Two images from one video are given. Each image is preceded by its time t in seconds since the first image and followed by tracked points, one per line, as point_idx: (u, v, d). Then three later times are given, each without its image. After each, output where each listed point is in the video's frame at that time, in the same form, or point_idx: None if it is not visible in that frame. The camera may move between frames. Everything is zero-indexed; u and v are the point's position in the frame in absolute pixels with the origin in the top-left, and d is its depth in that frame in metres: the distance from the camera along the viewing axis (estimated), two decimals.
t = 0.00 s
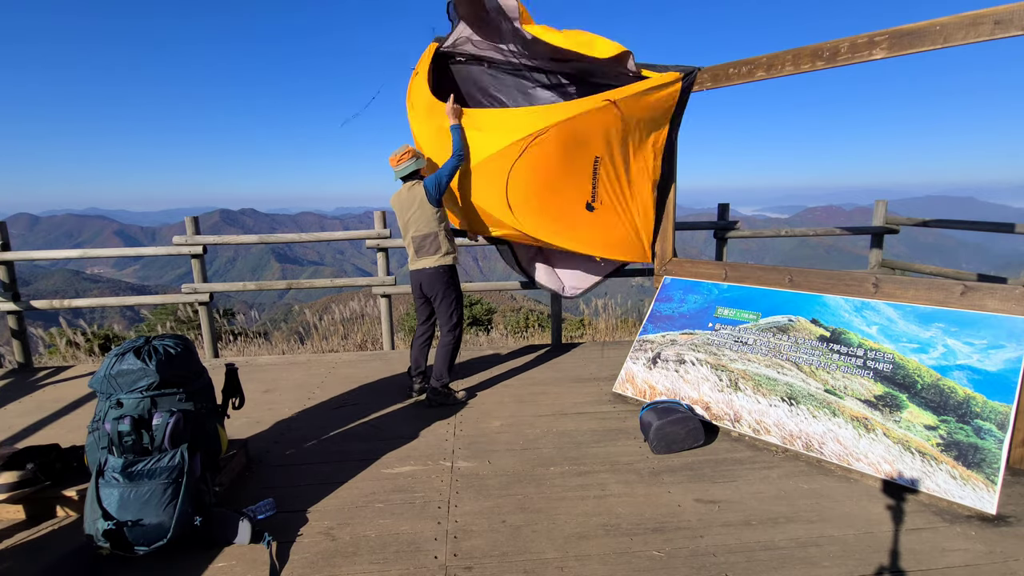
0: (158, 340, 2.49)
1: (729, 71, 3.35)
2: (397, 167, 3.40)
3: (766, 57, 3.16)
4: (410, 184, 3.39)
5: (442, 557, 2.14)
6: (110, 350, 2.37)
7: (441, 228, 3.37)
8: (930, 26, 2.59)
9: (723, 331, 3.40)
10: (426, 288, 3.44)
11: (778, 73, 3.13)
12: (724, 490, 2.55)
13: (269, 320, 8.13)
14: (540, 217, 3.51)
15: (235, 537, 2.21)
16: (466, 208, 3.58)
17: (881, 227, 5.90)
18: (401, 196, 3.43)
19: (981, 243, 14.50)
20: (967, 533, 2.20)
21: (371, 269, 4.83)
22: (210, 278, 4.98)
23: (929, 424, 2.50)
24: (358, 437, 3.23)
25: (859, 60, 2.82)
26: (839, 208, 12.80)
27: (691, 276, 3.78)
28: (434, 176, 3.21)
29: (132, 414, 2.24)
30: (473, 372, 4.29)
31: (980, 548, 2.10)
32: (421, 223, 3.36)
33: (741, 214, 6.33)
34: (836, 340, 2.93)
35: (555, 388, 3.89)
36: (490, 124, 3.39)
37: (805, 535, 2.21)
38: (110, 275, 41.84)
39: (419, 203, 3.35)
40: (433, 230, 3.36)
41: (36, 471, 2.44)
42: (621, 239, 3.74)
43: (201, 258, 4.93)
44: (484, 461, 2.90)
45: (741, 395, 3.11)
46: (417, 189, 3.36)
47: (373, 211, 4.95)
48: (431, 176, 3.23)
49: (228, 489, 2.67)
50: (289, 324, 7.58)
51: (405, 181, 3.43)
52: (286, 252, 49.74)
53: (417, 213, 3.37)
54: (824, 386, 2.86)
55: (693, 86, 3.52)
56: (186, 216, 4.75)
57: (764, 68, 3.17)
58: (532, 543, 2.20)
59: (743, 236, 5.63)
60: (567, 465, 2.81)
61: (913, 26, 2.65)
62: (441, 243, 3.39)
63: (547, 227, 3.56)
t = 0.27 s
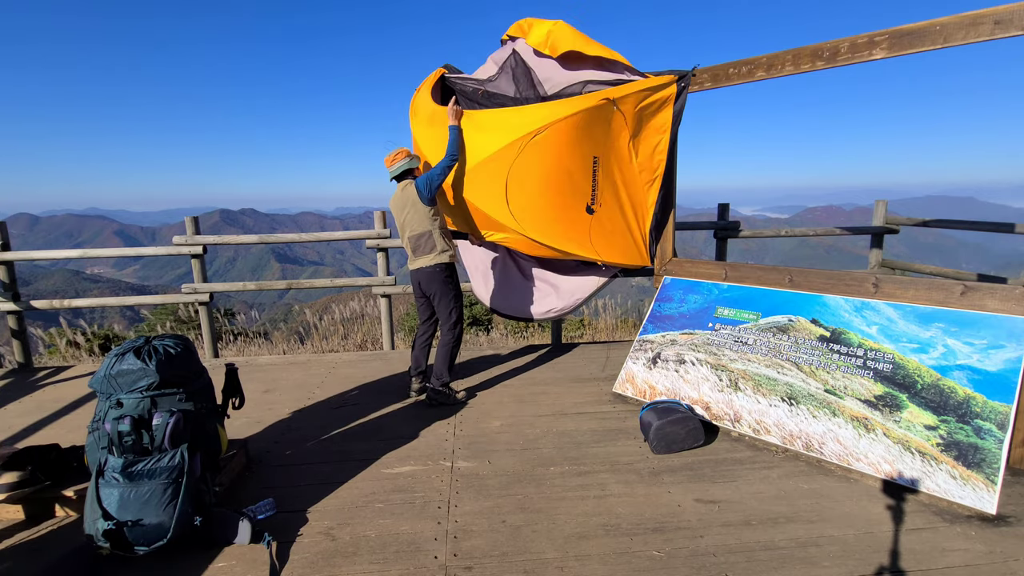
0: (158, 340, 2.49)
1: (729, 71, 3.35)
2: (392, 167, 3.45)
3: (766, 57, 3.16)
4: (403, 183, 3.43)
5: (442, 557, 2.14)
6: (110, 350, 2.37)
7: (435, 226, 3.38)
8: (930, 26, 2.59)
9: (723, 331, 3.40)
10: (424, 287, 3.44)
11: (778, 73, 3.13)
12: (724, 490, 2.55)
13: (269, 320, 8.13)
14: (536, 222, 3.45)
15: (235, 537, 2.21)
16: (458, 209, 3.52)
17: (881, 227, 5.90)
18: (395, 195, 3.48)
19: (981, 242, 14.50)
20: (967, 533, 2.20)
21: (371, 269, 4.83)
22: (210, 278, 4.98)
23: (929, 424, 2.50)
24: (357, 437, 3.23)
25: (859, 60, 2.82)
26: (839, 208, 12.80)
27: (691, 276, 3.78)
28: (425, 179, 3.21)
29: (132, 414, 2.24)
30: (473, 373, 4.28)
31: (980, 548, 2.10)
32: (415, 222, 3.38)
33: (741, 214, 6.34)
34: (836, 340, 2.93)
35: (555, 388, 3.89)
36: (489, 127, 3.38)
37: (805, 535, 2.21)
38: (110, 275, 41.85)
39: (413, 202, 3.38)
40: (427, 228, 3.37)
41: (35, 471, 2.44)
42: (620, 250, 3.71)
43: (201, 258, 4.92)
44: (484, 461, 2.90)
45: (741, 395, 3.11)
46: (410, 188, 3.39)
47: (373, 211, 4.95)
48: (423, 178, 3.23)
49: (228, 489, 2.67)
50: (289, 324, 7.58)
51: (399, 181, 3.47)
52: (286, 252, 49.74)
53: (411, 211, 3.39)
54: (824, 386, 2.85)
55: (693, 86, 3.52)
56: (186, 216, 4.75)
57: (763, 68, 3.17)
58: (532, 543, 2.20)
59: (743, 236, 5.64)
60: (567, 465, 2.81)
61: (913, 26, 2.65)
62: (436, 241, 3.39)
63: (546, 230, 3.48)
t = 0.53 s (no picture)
0: (158, 340, 2.49)
1: (729, 71, 3.35)
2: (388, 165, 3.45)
3: (766, 57, 3.16)
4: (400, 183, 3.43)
5: (442, 557, 2.14)
6: (110, 350, 2.37)
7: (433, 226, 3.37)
8: (930, 26, 2.59)
9: (723, 331, 3.39)
10: (422, 287, 3.45)
11: (777, 73, 3.13)
12: (724, 490, 2.55)
13: (269, 320, 8.13)
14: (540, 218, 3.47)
15: (235, 537, 2.21)
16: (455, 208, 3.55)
17: (881, 227, 5.90)
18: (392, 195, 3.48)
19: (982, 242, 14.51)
20: (967, 533, 2.20)
21: (371, 269, 4.83)
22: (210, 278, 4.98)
23: (929, 424, 2.50)
24: (357, 437, 3.23)
25: (859, 60, 2.82)
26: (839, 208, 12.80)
27: (691, 276, 3.78)
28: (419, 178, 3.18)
29: (132, 414, 2.24)
30: (473, 373, 4.28)
31: (980, 548, 2.10)
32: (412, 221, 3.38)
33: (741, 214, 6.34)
34: (836, 340, 2.93)
35: (555, 388, 3.89)
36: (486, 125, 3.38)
37: (805, 535, 2.21)
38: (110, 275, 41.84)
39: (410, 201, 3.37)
40: (424, 228, 3.35)
41: (35, 471, 2.44)
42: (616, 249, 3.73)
43: (201, 258, 4.92)
44: (484, 461, 2.90)
45: (741, 395, 3.11)
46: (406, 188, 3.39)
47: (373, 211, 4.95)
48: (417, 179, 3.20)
49: (228, 489, 2.67)
50: (289, 324, 7.59)
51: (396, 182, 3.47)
52: (286, 252, 49.74)
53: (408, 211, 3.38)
54: (824, 386, 2.85)
55: (693, 86, 3.52)
56: (186, 216, 4.75)
57: (763, 68, 3.17)
58: (532, 543, 2.20)
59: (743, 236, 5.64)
60: (567, 465, 2.81)
61: (913, 26, 2.65)
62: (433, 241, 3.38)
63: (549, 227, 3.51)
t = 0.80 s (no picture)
0: (158, 340, 2.49)
1: (729, 71, 3.35)
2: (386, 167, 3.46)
3: (766, 57, 3.16)
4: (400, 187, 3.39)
5: (442, 558, 2.14)
6: (110, 350, 2.37)
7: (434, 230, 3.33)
8: (930, 26, 2.59)
9: (723, 331, 3.39)
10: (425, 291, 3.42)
11: (777, 73, 3.13)
12: (724, 490, 2.55)
13: (269, 320, 8.13)
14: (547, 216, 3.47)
15: (235, 537, 2.21)
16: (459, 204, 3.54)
17: (881, 226, 5.90)
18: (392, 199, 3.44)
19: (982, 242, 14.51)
20: (967, 533, 2.20)
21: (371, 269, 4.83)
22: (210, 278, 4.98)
23: (928, 424, 2.50)
24: (357, 437, 3.23)
25: (859, 60, 2.82)
26: (838, 208, 12.81)
27: (691, 276, 3.78)
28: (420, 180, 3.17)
29: (132, 414, 2.24)
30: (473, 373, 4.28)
31: (980, 548, 2.10)
32: (412, 225, 3.34)
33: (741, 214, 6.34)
34: (836, 340, 2.93)
35: (555, 388, 3.89)
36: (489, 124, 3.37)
37: (805, 535, 2.21)
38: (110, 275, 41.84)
39: (410, 205, 3.32)
40: (426, 232, 3.32)
41: (34, 471, 2.45)
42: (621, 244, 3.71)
43: (201, 258, 4.92)
44: (484, 461, 2.90)
45: (741, 395, 3.11)
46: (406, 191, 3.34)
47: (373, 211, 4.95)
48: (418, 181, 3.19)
49: (228, 489, 2.67)
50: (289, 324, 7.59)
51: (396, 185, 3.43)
52: (286, 252, 49.73)
53: (409, 215, 3.34)
54: (824, 386, 2.85)
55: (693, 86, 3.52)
56: (186, 216, 4.75)
57: (763, 68, 3.17)
58: (532, 543, 2.20)
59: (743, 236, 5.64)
60: (567, 466, 2.81)
61: (913, 26, 2.65)
62: (435, 244, 3.34)
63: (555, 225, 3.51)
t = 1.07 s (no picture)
0: (158, 340, 2.49)
1: (729, 71, 3.35)
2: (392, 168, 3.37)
3: (766, 57, 3.16)
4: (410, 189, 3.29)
5: (442, 557, 2.14)
6: (110, 350, 2.37)
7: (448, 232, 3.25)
8: (930, 26, 2.59)
9: (723, 331, 3.39)
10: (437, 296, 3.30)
11: (778, 73, 3.13)
12: (724, 490, 2.55)
13: (269, 320, 8.13)
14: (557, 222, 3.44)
15: (235, 537, 2.21)
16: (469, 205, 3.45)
17: (881, 227, 5.90)
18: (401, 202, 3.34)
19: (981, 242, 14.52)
20: (967, 533, 2.20)
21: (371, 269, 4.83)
22: (210, 278, 4.99)
23: (928, 424, 2.50)
24: (358, 437, 3.23)
25: (859, 60, 2.82)
26: (838, 208, 12.81)
27: (691, 276, 3.78)
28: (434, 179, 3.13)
29: (132, 414, 2.24)
30: (473, 373, 4.28)
31: (980, 548, 2.10)
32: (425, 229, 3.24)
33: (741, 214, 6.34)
34: (836, 340, 2.93)
35: (555, 388, 3.89)
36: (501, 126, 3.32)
37: (805, 535, 2.21)
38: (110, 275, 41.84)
39: (422, 206, 3.23)
40: (440, 234, 3.23)
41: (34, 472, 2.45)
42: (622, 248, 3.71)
43: (201, 258, 4.92)
44: (484, 461, 2.90)
45: (741, 395, 3.11)
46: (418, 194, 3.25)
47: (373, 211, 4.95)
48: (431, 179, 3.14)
49: (228, 489, 2.67)
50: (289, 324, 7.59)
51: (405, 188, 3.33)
52: (286, 252, 49.73)
53: (421, 218, 3.24)
54: (824, 386, 2.85)
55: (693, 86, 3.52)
56: (186, 216, 4.75)
57: (764, 68, 3.17)
58: (532, 543, 2.20)
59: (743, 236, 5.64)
60: (567, 466, 2.81)
61: (913, 26, 2.65)
62: (448, 248, 3.25)
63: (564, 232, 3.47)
